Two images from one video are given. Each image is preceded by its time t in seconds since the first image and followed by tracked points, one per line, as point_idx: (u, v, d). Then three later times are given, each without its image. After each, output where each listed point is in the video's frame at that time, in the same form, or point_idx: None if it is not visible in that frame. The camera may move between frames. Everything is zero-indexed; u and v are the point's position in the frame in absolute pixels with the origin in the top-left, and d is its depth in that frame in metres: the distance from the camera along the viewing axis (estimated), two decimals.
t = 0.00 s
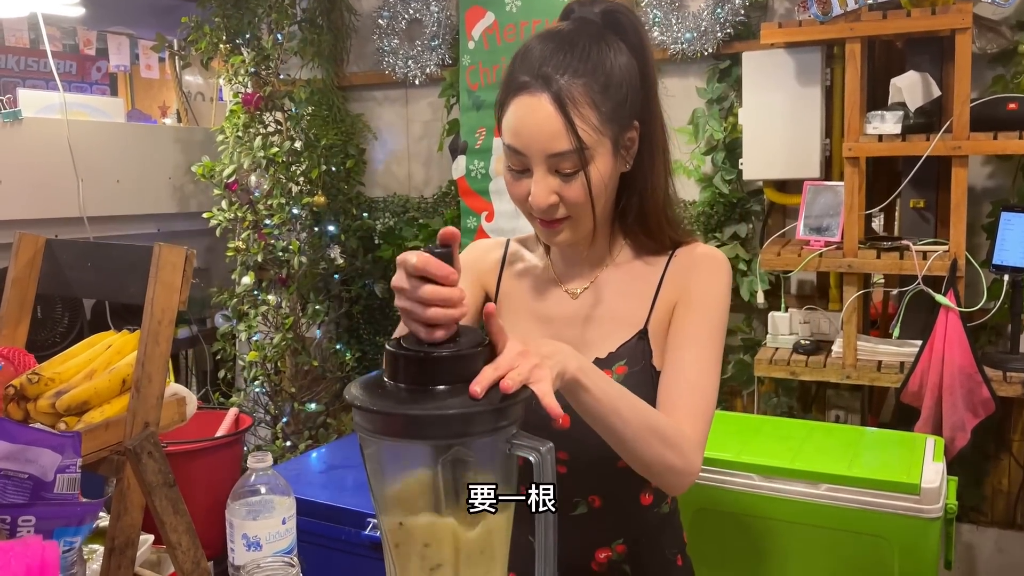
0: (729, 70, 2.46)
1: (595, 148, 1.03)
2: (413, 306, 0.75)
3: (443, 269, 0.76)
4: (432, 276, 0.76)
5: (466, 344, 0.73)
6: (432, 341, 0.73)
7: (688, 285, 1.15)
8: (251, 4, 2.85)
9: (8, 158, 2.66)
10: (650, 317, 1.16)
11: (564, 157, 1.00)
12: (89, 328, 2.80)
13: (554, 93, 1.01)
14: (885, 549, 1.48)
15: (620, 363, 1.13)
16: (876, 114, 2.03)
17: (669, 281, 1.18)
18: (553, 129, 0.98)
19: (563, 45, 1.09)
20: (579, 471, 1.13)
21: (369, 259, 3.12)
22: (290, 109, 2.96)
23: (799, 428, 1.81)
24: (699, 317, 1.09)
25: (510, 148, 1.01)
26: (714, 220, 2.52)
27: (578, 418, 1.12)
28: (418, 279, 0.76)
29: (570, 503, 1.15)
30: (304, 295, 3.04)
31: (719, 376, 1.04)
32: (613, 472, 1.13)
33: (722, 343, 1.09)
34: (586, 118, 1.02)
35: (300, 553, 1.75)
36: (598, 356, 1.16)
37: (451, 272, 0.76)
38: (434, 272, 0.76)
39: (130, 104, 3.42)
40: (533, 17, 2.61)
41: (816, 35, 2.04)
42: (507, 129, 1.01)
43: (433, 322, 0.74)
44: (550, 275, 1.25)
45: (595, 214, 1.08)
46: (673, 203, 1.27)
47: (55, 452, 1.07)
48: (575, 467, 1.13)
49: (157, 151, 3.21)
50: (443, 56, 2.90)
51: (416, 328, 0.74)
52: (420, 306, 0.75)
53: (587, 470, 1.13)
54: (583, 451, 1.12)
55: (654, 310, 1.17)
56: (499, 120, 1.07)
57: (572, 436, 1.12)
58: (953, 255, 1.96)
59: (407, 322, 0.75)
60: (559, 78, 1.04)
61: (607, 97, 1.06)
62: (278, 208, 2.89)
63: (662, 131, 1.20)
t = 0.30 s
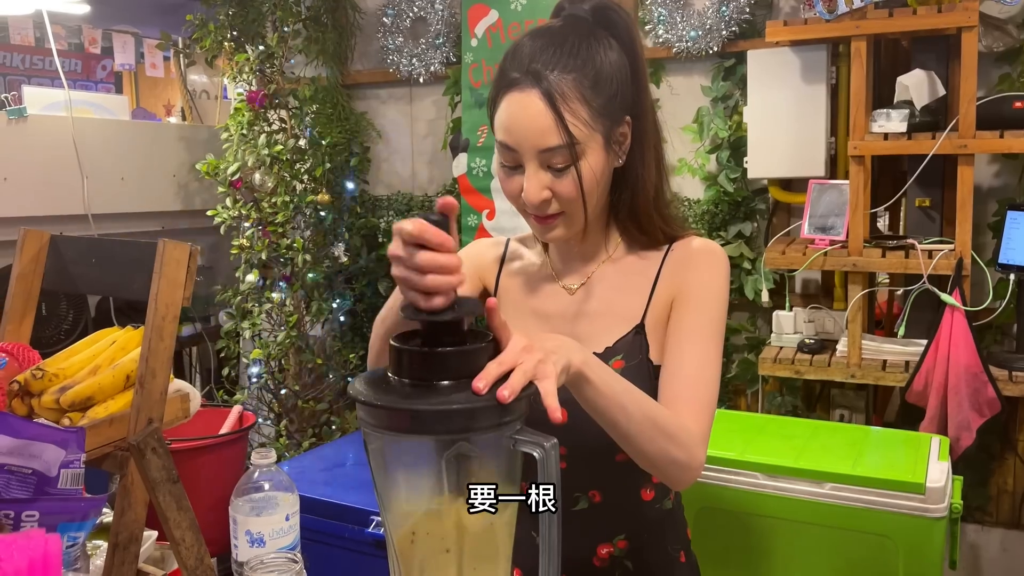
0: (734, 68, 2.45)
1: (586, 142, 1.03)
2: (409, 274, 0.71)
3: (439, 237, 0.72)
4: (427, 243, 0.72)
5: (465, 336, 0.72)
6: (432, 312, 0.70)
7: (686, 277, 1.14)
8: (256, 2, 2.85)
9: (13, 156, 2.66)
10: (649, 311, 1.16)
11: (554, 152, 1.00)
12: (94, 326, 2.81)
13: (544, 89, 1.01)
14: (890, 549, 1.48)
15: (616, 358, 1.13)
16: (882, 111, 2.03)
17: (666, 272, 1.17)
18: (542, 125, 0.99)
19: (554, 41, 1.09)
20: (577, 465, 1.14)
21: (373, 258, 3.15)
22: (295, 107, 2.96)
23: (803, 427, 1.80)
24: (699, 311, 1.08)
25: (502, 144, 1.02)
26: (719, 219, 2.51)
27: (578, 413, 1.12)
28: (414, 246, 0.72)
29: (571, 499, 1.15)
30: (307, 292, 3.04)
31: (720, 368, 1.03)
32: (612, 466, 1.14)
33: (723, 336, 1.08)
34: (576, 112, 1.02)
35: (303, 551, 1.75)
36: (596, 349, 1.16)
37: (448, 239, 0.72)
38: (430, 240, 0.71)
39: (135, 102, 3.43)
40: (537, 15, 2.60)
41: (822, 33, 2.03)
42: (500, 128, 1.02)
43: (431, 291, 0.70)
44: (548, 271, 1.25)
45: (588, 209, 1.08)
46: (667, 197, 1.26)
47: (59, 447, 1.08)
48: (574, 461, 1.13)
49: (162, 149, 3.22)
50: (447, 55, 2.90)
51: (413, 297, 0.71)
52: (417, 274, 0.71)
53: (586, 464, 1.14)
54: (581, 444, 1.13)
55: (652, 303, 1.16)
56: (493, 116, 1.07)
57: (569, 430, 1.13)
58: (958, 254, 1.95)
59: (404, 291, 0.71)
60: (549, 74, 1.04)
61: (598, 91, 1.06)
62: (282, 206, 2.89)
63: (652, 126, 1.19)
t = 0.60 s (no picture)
0: (740, 69, 2.45)
1: (585, 142, 1.03)
2: (420, 269, 0.72)
3: (451, 234, 0.72)
4: (440, 239, 0.73)
5: (469, 338, 0.72)
6: (438, 306, 0.71)
7: (690, 275, 1.13)
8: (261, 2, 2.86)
9: (18, 155, 2.67)
10: (651, 309, 1.15)
11: (553, 153, 1.00)
12: (99, 325, 2.81)
13: (543, 91, 1.01)
14: (896, 550, 1.47)
15: (620, 357, 1.12)
16: (889, 112, 2.01)
17: (668, 269, 1.17)
18: (542, 125, 0.99)
19: (551, 43, 1.09)
20: (582, 464, 1.13)
21: (378, 258, 3.12)
22: (299, 107, 2.97)
23: (809, 429, 1.80)
24: (703, 309, 1.07)
25: (502, 146, 1.02)
26: (724, 219, 2.50)
27: (582, 413, 1.12)
28: (428, 243, 0.73)
29: (576, 499, 1.15)
30: (312, 292, 3.04)
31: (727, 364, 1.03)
32: (618, 465, 1.13)
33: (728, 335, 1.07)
34: (575, 113, 1.02)
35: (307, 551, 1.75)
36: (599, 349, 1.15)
37: (460, 236, 0.73)
38: (442, 235, 0.72)
39: (140, 102, 3.44)
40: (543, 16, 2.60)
41: (828, 33, 2.02)
42: (499, 130, 1.02)
43: (440, 286, 0.71)
44: (549, 270, 1.25)
45: (588, 208, 1.07)
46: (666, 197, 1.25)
47: (64, 447, 1.08)
48: (579, 460, 1.13)
49: (167, 148, 3.22)
50: (452, 55, 2.90)
51: (422, 292, 0.72)
52: (427, 269, 0.72)
53: (591, 464, 1.13)
54: (585, 443, 1.13)
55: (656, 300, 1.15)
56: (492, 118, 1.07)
57: (574, 429, 1.12)
58: (965, 256, 1.95)
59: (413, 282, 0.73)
60: (547, 75, 1.04)
61: (596, 91, 1.06)
62: (287, 206, 2.89)
63: (651, 126, 1.18)
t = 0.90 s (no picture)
0: (746, 70, 2.44)
1: (578, 136, 1.05)
2: (430, 278, 0.77)
3: (457, 243, 0.79)
4: (447, 249, 0.79)
5: (482, 343, 0.71)
6: (447, 315, 0.72)
7: (697, 287, 1.12)
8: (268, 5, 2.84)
9: (26, 156, 2.68)
10: (665, 330, 1.13)
11: (545, 143, 1.03)
12: (106, 326, 2.82)
13: (537, 85, 1.05)
14: (905, 554, 1.47)
15: (625, 362, 1.11)
16: (895, 115, 2.02)
17: (672, 283, 1.15)
18: (534, 116, 1.03)
19: (555, 41, 1.13)
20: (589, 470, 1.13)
21: (383, 259, 3.14)
22: (306, 109, 2.97)
23: (816, 432, 1.80)
24: (725, 325, 1.07)
25: (498, 137, 1.06)
26: (731, 221, 2.51)
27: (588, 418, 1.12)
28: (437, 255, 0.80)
29: (583, 505, 1.15)
30: (318, 293, 3.05)
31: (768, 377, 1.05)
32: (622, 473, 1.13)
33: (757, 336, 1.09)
34: (568, 106, 1.05)
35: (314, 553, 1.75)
36: (601, 355, 1.13)
37: (465, 245, 0.79)
38: (449, 245, 0.79)
39: (146, 103, 3.45)
40: (549, 18, 2.60)
41: (835, 36, 2.02)
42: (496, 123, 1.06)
43: (447, 294, 0.74)
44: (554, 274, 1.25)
45: (583, 204, 1.08)
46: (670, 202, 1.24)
47: (74, 451, 1.08)
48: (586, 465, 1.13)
49: (174, 150, 3.23)
50: (458, 56, 2.90)
51: (433, 302, 0.75)
52: (436, 279, 0.77)
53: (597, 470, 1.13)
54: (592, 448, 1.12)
55: (659, 315, 1.14)
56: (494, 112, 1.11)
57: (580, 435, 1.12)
58: (973, 258, 1.95)
59: (425, 296, 0.77)
60: (546, 70, 1.08)
61: (592, 88, 1.08)
62: (294, 207, 2.90)
63: (654, 130, 1.18)
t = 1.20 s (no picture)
0: (752, 72, 2.45)
1: (577, 129, 1.05)
2: (433, 302, 0.78)
3: (459, 268, 0.80)
4: (451, 273, 0.80)
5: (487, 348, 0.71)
6: (445, 337, 0.73)
7: (700, 293, 1.11)
8: (272, 5, 2.86)
9: (31, 157, 2.69)
10: (669, 340, 1.13)
11: (542, 132, 1.04)
12: (111, 327, 2.83)
13: (542, 76, 1.08)
14: (911, 556, 1.47)
15: (627, 367, 1.11)
16: (901, 116, 2.01)
17: (675, 292, 1.14)
18: (535, 105, 1.05)
19: (571, 39, 1.15)
20: (591, 475, 1.13)
21: (387, 261, 3.16)
22: (310, 110, 2.97)
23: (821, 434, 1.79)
24: (729, 333, 1.07)
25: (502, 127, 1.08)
26: (736, 222, 2.51)
27: (592, 423, 1.12)
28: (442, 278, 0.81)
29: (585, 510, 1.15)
30: (323, 294, 3.06)
31: (775, 386, 1.04)
32: (623, 479, 1.12)
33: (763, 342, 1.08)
34: (569, 99, 1.07)
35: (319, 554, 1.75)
36: (604, 359, 1.13)
37: (468, 271, 0.80)
38: (452, 268, 0.80)
39: (150, 103, 3.45)
40: (554, 19, 2.60)
41: (840, 37, 2.02)
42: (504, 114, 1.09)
43: (446, 317, 0.75)
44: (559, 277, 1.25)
45: (581, 199, 1.08)
46: (677, 208, 1.23)
47: (82, 453, 1.07)
48: (588, 470, 1.13)
49: (178, 151, 3.24)
50: (462, 57, 2.91)
51: (433, 325, 0.76)
52: (438, 302, 0.78)
53: (599, 476, 1.13)
54: (594, 453, 1.12)
55: (663, 322, 1.13)
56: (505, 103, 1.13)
57: (584, 439, 1.12)
58: (979, 260, 1.94)
59: (427, 319, 0.78)
60: (554, 64, 1.10)
61: (598, 87, 1.10)
62: (298, 208, 2.90)
63: (663, 135, 1.17)
